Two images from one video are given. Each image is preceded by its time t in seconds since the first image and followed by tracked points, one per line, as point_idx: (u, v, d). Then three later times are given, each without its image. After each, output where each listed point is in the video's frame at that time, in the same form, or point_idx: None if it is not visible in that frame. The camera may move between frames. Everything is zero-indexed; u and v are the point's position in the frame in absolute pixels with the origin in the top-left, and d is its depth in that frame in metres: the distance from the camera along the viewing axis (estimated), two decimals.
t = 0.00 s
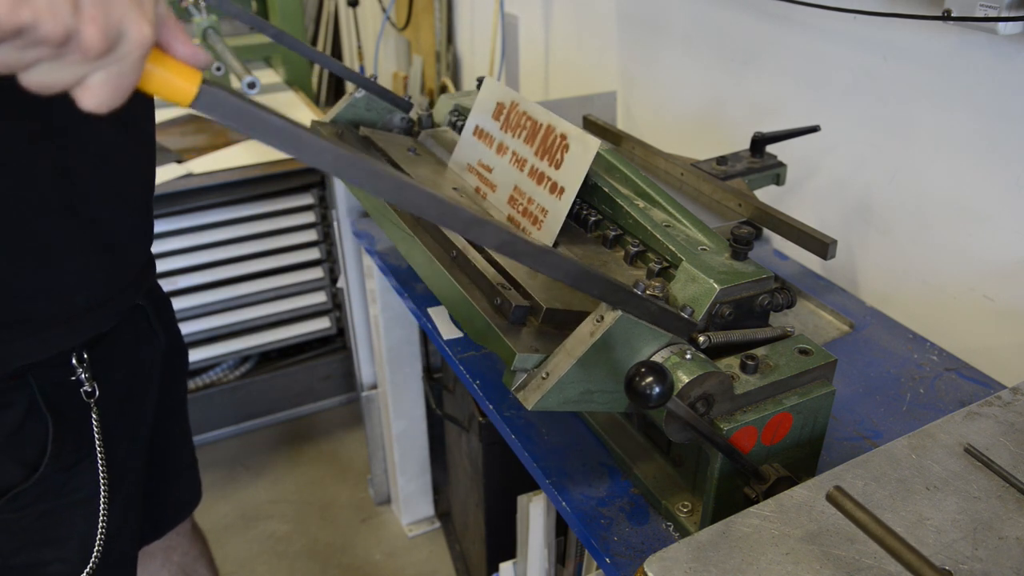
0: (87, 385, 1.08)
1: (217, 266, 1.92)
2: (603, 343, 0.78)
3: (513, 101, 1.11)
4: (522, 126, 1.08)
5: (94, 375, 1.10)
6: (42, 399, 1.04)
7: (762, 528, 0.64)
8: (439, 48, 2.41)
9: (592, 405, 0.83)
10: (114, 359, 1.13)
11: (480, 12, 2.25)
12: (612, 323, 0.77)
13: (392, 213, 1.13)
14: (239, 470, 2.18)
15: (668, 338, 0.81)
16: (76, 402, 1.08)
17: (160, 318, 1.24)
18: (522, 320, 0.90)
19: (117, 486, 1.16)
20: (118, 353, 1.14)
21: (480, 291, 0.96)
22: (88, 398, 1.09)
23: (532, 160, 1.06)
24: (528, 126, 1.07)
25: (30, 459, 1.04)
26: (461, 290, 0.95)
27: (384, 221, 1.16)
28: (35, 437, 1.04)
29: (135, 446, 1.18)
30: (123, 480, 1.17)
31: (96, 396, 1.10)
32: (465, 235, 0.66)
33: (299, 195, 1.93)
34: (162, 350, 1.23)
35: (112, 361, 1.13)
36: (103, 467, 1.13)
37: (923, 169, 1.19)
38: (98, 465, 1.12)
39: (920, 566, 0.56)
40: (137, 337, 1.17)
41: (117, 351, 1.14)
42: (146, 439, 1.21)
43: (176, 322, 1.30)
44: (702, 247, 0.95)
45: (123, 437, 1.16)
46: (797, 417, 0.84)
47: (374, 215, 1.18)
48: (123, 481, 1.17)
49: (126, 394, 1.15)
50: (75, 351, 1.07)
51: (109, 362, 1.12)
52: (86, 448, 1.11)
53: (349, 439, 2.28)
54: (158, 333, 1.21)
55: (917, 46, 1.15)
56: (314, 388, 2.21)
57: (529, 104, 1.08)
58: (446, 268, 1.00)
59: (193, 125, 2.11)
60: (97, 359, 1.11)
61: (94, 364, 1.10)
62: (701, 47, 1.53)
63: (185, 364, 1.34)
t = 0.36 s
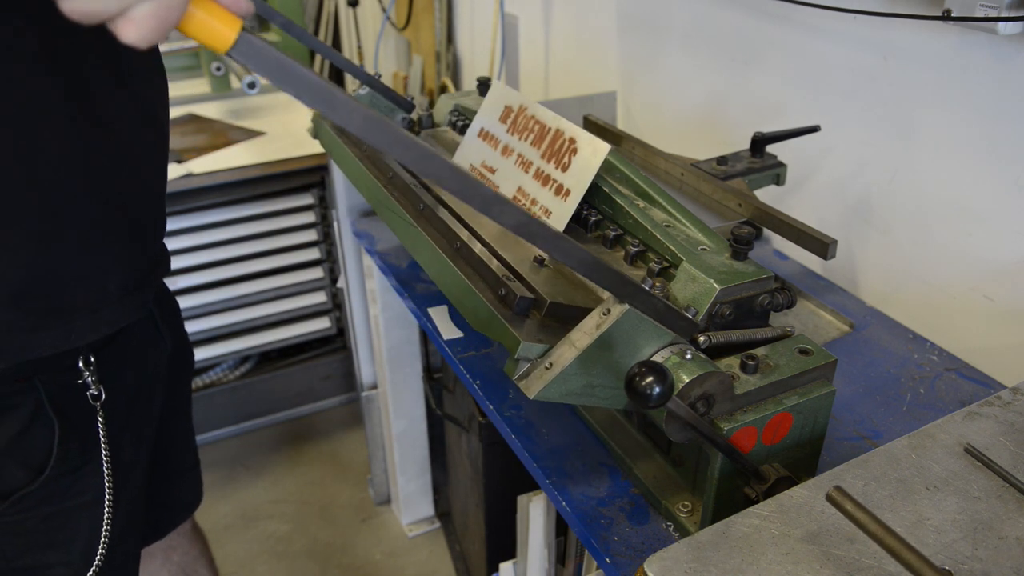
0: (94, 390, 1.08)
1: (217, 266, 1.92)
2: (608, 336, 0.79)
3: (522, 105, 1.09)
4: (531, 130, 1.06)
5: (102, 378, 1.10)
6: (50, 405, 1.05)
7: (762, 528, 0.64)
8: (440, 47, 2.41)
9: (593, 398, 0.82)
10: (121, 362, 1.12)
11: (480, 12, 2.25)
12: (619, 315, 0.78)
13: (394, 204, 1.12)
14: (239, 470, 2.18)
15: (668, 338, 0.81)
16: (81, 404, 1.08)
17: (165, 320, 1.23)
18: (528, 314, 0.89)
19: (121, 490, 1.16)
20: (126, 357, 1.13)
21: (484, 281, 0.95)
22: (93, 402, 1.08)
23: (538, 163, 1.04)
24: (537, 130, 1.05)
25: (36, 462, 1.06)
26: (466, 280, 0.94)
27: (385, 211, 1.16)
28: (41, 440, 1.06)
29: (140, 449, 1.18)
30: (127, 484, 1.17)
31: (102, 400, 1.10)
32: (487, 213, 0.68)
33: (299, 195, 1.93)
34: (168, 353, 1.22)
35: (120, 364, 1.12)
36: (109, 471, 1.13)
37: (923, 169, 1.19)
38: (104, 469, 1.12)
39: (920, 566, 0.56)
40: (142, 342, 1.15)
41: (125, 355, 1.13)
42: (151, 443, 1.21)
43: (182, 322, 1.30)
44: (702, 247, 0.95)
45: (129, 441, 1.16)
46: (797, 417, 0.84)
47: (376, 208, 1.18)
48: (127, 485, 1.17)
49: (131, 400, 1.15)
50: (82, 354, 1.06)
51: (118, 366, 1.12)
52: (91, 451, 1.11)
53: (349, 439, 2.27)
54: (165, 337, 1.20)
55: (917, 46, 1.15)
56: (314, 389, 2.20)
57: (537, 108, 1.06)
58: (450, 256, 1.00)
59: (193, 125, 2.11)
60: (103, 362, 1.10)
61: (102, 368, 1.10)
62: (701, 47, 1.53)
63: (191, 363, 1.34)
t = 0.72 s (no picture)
0: (91, 392, 1.08)
1: (217, 266, 1.92)
2: (613, 330, 0.79)
3: (527, 108, 1.08)
4: (535, 131, 1.06)
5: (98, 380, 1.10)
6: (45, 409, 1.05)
7: (762, 528, 0.64)
8: (439, 47, 2.41)
9: (595, 391, 0.82)
10: (118, 365, 1.13)
11: (480, 13, 2.25)
12: (628, 309, 0.78)
13: (400, 192, 1.12)
14: (238, 470, 2.18)
15: (667, 338, 0.81)
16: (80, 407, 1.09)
17: (166, 324, 1.23)
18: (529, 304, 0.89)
19: (118, 493, 1.16)
20: (123, 359, 1.13)
21: (492, 271, 0.95)
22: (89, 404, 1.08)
23: (542, 165, 1.04)
24: (540, 132, 1.05)
25: (32, 465, 1.06)
26: (474, 268, 0.94)
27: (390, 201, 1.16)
28: (37, 444, 1.06)
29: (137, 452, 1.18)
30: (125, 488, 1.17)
31: (99, 403, 1.10)
32: (516, 184, 0.74)
33: (299, 195, 1.93)
34: (167, 356, 1.22)
35: (117, 366, 1.12)
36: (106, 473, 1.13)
37: (922, 169, 1.19)
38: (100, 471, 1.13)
39: (920, 566, 0.56)
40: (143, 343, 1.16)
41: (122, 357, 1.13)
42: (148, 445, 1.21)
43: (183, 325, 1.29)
44: (702, 247, 0.95)
45: (126, 444, 1.16)
46: (797, 417, 0.84)
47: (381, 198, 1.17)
48: (124, 488, 1.17)
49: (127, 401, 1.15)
50: (78, 357, 1.07)
51: (113, 367, 1.12)
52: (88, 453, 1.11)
53: (349, 439, 2.27)
54: (165, 341, 1.20)
55: (916, 46, 1.15)
56: (314, 389, 2.20)
57: (542, 110, 1.06)
58: (457, 246, 0.99)
59: (192, 125, 2.11)
60: (100, 365, 1.10)
61: (98, 372, 1.10)
62: (701, 47, 1.53)
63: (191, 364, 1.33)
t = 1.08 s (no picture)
0: (66, 395, 1.08)
1: (217, 266, 1.92)
2: (613, 327, 0.79)
3: (526, 108, 1.08)
4: (535, 131, 1.06)
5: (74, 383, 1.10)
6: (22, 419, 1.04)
7: (762, 529, 0.64)
8: (439, 47, 2.41)
9: (595, 388, 0.82)
10: (94, 368, 1.13)
11: (480, 12, 2.25)
12: (630, 307, 0.78)
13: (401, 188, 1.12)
14: (238, 471, 2.18)
15: (667, 338, 0.81)
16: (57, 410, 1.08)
17: (149, 328, 1.23)
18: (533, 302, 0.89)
19: (95, 496, 1.16)
20: (99, 362, 1.13)
21: (491, 267, 0.95)
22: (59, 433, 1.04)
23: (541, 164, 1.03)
24: (540, 132, 1.05)
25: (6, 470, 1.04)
26: (473, 263, 0.95)
27: (391, 197, 1.16)
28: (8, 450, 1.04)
29: (116, 455, 1.18)
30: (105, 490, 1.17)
31: (75, 405, 1.10)
32: (521, 177, 0.73)
33: (299, 195, 1.93)
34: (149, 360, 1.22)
35: (94, 369, 1.13)
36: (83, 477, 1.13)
37: (922, 168, 1.19)
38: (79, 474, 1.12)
39: (920, 566, 0.56)
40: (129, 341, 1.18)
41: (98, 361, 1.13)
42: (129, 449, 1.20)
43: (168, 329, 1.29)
44: (702, 246, 0.95)
45: (104, 447, 1.16)
46: (797, 417, 0.84)
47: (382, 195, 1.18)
48: (103, 492, 1.17)
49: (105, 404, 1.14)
50: (53, 360, 1.07)
51: (90, 371, 1.12)
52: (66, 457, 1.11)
53: (349, 439, 2.27)
54: (146, 342, 1.20)
55: (916, 46, 1.15)
56: (314, 389, 2.20)
57: (542, 110, 1.05)
58: (458, 241, 0.99)
59: (192, 125, 2.11)
60: (78, 367, 1.11)
61: (74, 374, 1.10)
62: (701, 46, 1.53)
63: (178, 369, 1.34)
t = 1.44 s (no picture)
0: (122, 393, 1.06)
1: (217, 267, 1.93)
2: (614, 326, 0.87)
3: (524, 108, 1.05)
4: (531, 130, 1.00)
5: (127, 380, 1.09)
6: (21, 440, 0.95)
7: (762, 529, 0.64)
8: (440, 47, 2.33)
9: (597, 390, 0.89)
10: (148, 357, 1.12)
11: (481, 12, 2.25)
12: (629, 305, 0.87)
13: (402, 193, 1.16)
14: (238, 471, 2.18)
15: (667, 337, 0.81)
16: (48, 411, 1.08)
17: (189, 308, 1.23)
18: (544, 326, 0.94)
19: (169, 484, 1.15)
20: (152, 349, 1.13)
21: (493, 268, 1.01)
22: (56, 457, 0.95)
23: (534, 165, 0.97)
24: (538, 132, 0.99)
25: None
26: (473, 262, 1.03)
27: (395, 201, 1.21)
28: None
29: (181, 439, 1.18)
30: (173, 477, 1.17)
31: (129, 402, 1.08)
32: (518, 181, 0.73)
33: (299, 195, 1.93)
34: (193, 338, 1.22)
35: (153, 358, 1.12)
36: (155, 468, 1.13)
37: (922, 169, 1.19)
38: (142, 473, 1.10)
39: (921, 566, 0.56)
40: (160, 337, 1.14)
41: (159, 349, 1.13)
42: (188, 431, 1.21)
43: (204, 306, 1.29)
44: (705, 244, 0.96)
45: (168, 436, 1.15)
46: (797, 417, 0.84)
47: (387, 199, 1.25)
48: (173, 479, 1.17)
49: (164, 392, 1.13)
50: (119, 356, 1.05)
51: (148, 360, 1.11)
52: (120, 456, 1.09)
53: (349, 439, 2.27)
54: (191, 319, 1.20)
55: (916, 46, 1.15)
56: (314, 388, 2.27)
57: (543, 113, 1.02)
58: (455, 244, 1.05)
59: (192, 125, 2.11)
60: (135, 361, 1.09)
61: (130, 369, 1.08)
62: (701, 47, 1.53)
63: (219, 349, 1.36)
